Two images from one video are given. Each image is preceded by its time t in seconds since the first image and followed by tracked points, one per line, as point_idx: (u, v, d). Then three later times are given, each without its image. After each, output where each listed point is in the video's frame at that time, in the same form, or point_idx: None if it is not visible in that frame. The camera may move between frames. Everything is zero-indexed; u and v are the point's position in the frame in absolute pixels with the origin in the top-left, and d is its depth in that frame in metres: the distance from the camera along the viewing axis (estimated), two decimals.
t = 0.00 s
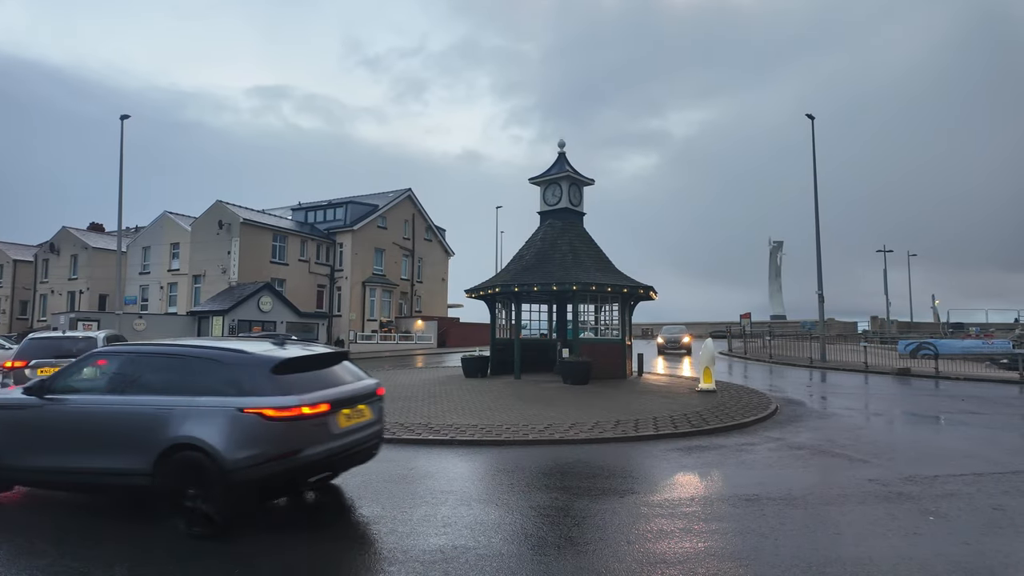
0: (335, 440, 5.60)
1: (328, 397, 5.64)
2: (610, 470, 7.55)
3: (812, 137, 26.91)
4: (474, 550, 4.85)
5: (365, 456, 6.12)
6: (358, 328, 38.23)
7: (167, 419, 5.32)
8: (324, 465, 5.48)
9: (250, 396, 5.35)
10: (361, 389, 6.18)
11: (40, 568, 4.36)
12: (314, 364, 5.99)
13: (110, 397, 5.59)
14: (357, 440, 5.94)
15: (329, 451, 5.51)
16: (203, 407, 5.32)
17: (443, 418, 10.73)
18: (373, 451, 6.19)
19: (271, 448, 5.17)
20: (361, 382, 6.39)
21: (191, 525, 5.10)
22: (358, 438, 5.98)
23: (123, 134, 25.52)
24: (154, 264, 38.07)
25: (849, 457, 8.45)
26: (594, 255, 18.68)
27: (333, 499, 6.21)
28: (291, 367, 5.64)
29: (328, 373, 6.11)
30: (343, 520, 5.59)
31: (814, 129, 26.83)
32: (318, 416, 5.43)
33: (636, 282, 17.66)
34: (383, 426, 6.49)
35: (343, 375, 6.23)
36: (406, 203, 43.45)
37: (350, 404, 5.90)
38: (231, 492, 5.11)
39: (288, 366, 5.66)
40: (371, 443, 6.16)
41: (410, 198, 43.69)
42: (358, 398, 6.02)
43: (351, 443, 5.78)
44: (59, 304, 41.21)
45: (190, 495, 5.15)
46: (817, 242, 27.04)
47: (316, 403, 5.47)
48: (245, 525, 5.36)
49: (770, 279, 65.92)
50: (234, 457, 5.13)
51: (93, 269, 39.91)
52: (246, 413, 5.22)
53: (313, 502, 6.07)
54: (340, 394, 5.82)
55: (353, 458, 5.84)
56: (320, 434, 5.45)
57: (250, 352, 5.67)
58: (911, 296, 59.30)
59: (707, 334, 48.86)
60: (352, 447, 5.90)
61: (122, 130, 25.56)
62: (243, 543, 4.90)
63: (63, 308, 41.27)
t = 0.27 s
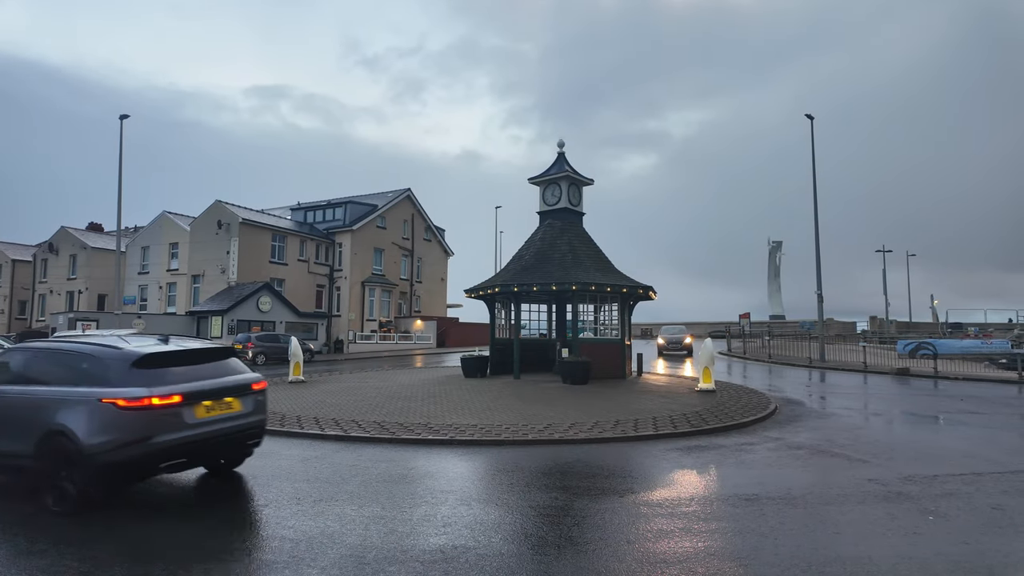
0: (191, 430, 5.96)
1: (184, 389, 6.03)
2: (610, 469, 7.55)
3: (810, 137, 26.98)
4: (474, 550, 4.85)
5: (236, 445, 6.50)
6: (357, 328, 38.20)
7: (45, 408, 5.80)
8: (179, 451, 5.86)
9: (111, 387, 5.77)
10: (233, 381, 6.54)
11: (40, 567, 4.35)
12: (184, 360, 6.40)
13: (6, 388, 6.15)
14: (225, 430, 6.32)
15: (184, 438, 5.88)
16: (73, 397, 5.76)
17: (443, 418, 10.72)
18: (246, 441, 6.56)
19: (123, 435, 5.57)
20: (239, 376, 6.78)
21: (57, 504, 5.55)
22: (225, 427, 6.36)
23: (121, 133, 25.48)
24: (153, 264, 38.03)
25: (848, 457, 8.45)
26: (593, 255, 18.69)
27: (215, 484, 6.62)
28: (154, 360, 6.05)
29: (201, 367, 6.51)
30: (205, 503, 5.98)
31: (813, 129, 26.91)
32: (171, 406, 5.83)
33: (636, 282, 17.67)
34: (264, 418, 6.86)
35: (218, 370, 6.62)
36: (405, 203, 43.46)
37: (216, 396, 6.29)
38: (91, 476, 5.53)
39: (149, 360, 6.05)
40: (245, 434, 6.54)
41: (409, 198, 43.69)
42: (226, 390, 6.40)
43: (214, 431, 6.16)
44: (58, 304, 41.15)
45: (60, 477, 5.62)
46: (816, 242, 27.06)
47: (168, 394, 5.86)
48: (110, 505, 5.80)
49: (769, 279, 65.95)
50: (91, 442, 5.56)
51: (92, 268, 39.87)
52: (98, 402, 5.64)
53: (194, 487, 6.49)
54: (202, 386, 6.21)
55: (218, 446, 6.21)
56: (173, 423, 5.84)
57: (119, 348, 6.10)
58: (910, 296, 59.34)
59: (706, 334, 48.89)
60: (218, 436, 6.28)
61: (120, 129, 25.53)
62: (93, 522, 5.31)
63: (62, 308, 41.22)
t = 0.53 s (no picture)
0: (89, 418, 6.63)
1: (83, 381, 6.73)
2: (610, 469, 7.55)
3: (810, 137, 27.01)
4: (474, 550, 4.84)
5: (146, 433, 7.15)
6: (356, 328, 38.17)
7: None
8: (78, 437, 6.54)
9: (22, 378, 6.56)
10: (140, 376, 7.19)
11: (40, 567, 4.34)
12: (95, 355, 7.13)
13: None
14: (128, 419, 6.97)
15: (82, 425, 6.55)
16: None
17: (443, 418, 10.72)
18: (154, 430, 7.22)
19: (24, 422, 6.33)
20: (150, 371, 7.43)
21: None
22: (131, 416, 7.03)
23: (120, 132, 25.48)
24: (152, 265, 38.01)
25: (848, 457, 8.44)
26: (593, 255, 18.68)
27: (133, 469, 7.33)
28: (61, 355, 6.80)
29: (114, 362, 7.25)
30: (107, 484, 6.61)
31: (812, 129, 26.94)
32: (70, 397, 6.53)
33: (635, 282, 17.67)
34: (175, 409, 7.49)
35: (129, 364, 7.31)
36: (404, 203, 43.44)
37: (121, 388, 6.98)
38: None
39: (59, 356, 6.81)
40: (153, 422, 7.19)
41: (408, 197, 43.66)
42: (133, 382, 7.09)
43: (114, 420, 6.81)
44: (57, 304, 41.12)
45: None
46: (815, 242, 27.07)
47: (67, 386, 6.58)
48: (32, 482, 6.61)
49: (768, 279, 65.97)
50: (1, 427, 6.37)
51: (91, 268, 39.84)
52: (7, 393, 6.43)
53: (114, 470, 7.22)
54: (104, 380, 6.89)
55: (121, 433, 6.86)
56: (70, 413, 6.53)
57: (36, 344, 6.88)
58: (909, 295, 59.35)
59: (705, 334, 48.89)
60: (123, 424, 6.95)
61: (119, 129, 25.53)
62: None
63: (61, 308, 41.19)
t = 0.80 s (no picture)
0: (29, 409, 7.39)
1: (25, 375, 7.48)
2: (609, 469, 7.56)
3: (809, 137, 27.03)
4: (474, 550, 4.85)
5: (84, 423, 7.92)
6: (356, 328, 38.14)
7: None
8: (18, 425, 7.30)
9: None
10: (80, 371, 7.94)
11: (39, 568, 4.34)
12: (42, 353, 7.89)
13: None
14: (68, 409, 7.74)
15: (20, 415, 7.31)
16: None
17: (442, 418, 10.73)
18: (94, 420, 8.00)
19: None
20: (93, 367, 8.18)
21: None
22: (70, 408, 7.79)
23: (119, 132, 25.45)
24: (151, 265, 37.98)
25: (847, 457, 8.45)
26: (592, 255, 18.69)
27: (80, 454, 8.13)
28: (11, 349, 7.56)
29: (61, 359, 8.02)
30: (44, 468, 7.37)
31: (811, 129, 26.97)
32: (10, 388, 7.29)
33: (634, 282, 17.68)
34: (117, 402, 8.24)
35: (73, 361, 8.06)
36: (403, 203, 43.43)
37: (62, 382, 7.75)
38: None
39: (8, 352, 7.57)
40: (92, 414, 7.95)
41: (408, 197, 43.65)
42: (74, 376, 7.86)
43: (53, 410, 7.58)
44: (56, 304, 41.08)
45: None
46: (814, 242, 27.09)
47: (8, 378, 7.34)
48: (29, 483, 6.62)
49: (768, 279, 66.04)
50: None
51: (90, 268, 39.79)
52: None
53: (63, 454, 8.06)
54: (46, 374, 7.65)
55: (61, 422, 7.63)
56: (12, 403, 7.28)
57: None
58: (909, 294, 59.40)
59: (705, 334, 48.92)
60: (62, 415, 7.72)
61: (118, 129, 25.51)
62: None
63: (60, 308, 41.15)
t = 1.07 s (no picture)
0: None
1: None
2: (607, 469, 7.57)
3: (808, 137, 27.04)
4: (473, 550, 4.85)
5: (50, 414, 8.79)
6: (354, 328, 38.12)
7: None
8: None
9: None
10: (47, 367, 8.82)
11: (38, 569, 4.34)
12: (22, 351, 8.94)
13: None
14: (32, 402, 8.61)
15: None
16: None
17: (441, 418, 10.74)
18: (61, 412, 8.84)
19: None
20: (63, 363, 9.06)
21: None
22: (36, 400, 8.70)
23: (117, 133, 25.41)
24: (149, 265, 37.95)
25: (846, 457, 8.46)
26: (591, 255, 18.69)
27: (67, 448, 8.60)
28: None
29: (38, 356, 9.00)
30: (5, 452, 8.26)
31: (810, 129, 26.99)
32: None
33: (633, 282, 17.69)
34: (82, 395, 9.04)
35: (49, 358, 9.01)
36: (402, 203, 43.43)
37: (30, 377, 8.67)
38: None
39: None
40: (56, 406, 8.79)
41: (407, 198, 43.64)
42: (41, 372, 8.74)
43: (17, 402, 8.51)
44: (54, 305, 41.01)
45: None
46: (812, 242, 27.13)
47: None
48: (27, 483, 6.60)
49: (767, 280, 66.08)
50: None
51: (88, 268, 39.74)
52: None
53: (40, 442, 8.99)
54: (15, 369, 8.62)
55: (23, 413, 8.52)
56: None
57: None
58: (907, 295, 59.46)
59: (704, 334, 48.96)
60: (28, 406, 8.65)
61: (116, 129, 25.47)
62: None
63: (58, 308, 41.08)
